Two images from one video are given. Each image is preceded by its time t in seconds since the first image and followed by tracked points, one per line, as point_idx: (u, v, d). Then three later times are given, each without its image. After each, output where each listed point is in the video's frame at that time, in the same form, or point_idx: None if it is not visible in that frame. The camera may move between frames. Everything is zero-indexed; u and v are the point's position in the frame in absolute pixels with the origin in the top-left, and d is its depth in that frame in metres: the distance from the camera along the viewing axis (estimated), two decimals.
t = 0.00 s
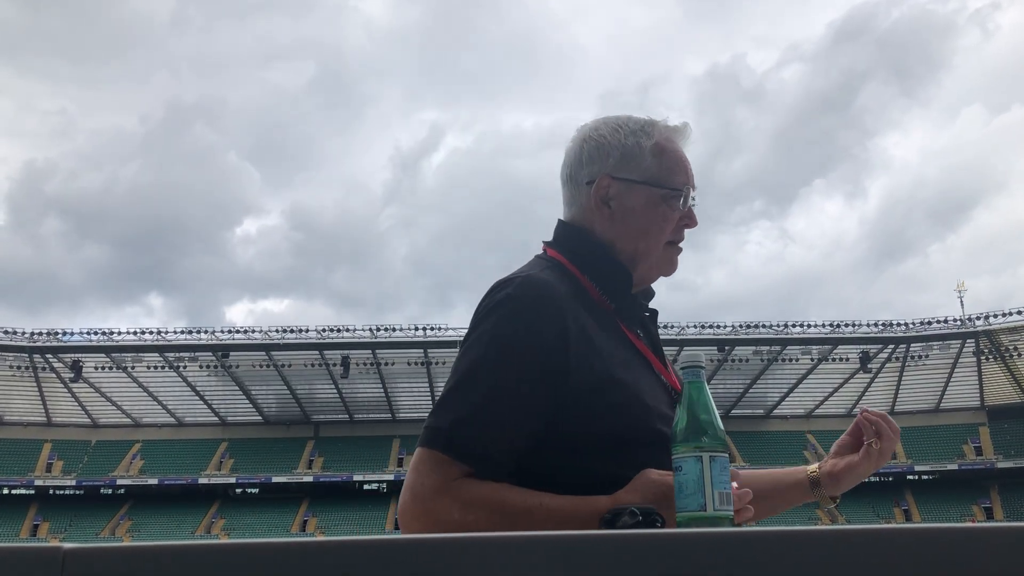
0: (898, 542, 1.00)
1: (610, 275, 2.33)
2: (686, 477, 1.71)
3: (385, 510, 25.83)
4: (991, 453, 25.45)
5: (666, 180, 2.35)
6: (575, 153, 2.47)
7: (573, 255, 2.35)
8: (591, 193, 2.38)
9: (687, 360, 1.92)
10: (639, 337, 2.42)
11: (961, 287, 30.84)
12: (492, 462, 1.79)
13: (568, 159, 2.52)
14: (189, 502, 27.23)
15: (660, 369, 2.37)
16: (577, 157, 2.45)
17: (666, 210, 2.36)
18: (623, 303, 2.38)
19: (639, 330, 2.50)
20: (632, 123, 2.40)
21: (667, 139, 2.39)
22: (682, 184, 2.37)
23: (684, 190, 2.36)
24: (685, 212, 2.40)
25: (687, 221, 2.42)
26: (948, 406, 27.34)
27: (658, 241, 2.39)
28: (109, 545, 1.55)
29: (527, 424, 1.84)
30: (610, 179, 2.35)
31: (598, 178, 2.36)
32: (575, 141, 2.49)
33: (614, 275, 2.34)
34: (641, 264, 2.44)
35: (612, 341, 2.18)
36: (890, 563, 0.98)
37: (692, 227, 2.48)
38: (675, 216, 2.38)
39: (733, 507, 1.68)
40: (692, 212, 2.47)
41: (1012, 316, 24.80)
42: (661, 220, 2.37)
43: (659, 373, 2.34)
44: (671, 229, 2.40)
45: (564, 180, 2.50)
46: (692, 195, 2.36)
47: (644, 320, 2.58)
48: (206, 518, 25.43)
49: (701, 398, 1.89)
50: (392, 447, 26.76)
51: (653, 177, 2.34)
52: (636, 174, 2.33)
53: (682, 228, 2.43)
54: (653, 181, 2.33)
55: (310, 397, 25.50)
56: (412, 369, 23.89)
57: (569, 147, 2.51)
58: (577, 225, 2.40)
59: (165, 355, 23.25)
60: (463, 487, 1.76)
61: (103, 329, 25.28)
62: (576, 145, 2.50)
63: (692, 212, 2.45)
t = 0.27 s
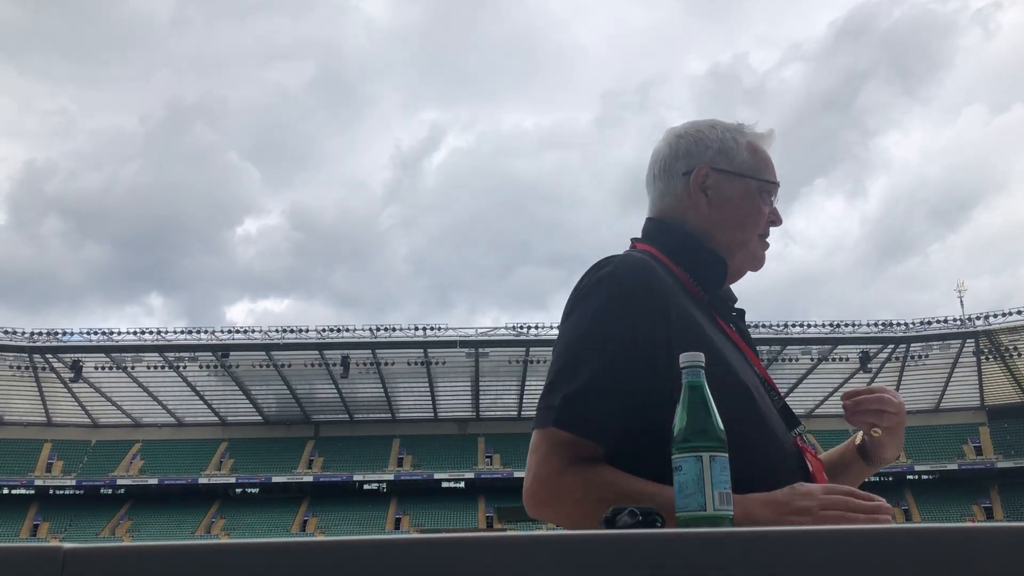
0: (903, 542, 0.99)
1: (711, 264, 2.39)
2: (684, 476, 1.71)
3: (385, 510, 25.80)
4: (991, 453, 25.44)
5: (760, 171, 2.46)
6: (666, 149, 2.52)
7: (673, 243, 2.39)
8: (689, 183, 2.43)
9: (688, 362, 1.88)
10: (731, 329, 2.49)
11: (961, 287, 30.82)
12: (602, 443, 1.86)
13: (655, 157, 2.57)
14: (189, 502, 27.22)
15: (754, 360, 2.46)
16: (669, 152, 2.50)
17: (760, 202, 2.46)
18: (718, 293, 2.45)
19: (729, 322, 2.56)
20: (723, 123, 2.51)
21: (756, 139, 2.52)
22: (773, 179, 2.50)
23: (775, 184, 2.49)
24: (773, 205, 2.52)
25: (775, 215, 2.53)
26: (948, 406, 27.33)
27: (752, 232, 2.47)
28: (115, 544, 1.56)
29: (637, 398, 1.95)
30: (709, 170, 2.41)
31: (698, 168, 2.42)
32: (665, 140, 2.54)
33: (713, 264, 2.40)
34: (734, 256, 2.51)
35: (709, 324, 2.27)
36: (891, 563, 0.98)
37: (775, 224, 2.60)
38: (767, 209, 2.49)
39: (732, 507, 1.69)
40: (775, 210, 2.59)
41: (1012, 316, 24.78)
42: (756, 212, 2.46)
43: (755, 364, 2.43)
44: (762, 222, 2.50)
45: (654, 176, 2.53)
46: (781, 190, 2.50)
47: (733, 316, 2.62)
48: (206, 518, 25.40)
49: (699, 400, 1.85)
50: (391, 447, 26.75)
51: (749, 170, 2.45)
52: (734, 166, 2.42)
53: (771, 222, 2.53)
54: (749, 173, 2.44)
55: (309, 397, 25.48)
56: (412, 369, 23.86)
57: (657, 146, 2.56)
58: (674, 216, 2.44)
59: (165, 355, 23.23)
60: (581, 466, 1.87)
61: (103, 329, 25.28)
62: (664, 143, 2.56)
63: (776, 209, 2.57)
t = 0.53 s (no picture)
0: (902, 540, 0.99)
1: (801, 256, 2.39)
2: (684, 475, 1.71)
3: (385, 509, 25.79)
4: (991, 452, 25.45)
5: (838, 164, 2.48)
6: (745, 148, 2.51)
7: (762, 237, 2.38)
8: (772, 177, 2.42)
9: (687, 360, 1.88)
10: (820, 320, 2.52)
11: (961, 285, 30.81)
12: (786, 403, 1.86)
13: (732, 157, 2.55)
14: (189, 502, 27.22)
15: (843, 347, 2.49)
16: (748, 149, 2.49)
17: (840, 195, 2.48)
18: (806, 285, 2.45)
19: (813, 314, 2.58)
20: (798, 120, 2.53)
21: (830, 135, 2.55)
22: (849, 173, 2.53)
23: (852, 177, 2.52)
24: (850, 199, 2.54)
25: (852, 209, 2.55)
26: (949, 406, 27.32)
27: (833, 225, 2.49)
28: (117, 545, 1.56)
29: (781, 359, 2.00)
30: (792, 164, 2.42)
31: (781, 163, 2.42)
32: (741, 139, 2.54)
33: (805, 255, 2.41)
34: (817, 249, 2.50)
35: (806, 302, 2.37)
36: (889, 561, 0.98)
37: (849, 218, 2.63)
38: (847, 202, 2.51)
39: (731, 507, 1.68)
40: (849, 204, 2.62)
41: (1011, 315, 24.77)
42: (839, 204, 2.47)
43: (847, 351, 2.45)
44: (843, 214, 2.51)
45: (732, 174, 2.52)
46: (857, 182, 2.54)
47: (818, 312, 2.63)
48: (206, 518, 25.39)
49: (700, 401, 1.87)
50: (391, 447, 26.76)
51: (829, 163, 2.47)
52: (816, 160, 2.44)
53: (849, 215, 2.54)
54: (829, 166, 2.46)
55: (309, 397, 25.47)
56: (412, 368, 23.84)
57: (734, 146, 2.55)
58: (759, 209, 2.42)
59: (165, 355, 23.20)
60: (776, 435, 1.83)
61: (103, 329, 25.26)
62: (740, 143, 2.56)
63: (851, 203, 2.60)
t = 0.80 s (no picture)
0: (903, 541, 0.99)
1: (840, 254, 2.30)
2: (685, 475, 1.71)
3: (385, 509, 25.80)
4: (991, 451, 25.46)
5: (875, 161, 2.38)
6: (781, 156, 2.47)
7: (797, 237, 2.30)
8: (806, 180, 2.36)
9: (687, 359, 1.93)
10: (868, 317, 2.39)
11: (961, 284, 30.80)
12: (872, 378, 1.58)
13: (771, 164, 2.52)
14: (189, 502, 27.21)
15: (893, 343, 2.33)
16: (784, 156, 2.45)
17: (878, 193, 2.37)
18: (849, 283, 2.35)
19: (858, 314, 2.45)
20: (835, 123, 2.45)
21: (867, 134, 2.46)
22: (888, 169, 2.42)
23: (890, 174, 2.41)
24: (891, 197, 2.43)
25: (895, 207, 2.43)
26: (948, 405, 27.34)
27: (873, 223, 2.38)
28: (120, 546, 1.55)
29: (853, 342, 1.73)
30: (826, 165, 2.35)
31: (815, 165, 2.36)
32: (779, 146, 2.50)
33: (845, 254, 2.31)
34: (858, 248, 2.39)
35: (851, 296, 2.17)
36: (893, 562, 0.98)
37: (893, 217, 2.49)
38: (886, 200, 2.39)
39: (733, 507, 1.68)
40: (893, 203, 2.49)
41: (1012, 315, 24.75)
42: (877, 202, 2.36)
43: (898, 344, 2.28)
44: (882, 212, 2.40)
45: (771, 181, 2.48)
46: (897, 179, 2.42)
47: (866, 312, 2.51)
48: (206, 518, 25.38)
49: (697, 400, 1.89)
50: (391, 447, 26.78)
51: (864, 161, 2.37)
52: (851, 159, 2.35)
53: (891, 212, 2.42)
54: (864, 164, 2.36)
55: (309, 397, 25.46)
56: (412, 368, 23.83)
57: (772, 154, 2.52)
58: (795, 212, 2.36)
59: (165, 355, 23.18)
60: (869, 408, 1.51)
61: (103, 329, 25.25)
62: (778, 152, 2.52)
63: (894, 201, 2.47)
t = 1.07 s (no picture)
0: (904, 541, 0.99)
1: (809, 261, 2.30)
2: (685, 476, 1.71)
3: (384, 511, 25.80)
4: (989, 452, 25.49)
5: (840, 162, 2.30)
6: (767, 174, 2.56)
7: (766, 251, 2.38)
8: (778, 195, 2.43)
9: (687, 360, 1.93)
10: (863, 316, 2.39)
11: (960, 284, 30.82)
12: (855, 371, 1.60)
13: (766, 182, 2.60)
14: (188, 504, 27.19)
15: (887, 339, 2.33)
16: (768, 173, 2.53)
17: (849, 192, 2.29)
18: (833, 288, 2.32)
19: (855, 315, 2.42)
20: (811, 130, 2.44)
21: (843, 133, 2.38)
22: (860, 166, 2.31)
23: (861, 169, 2.30)
24: (868, 193, 2.31)
25: (876, 202, 2.30)
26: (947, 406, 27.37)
27: (847, 223, 2.31)
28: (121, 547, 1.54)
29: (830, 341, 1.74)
30: (793, 176, 2.38)
31: (782, 179, 2.41)
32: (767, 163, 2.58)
33: (819, 260, 2.30)
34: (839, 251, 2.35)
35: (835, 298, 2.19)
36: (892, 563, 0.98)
37: (886, 211, 2.35)
38: (860, 197, 2.29)
39: (733, 508, 1.68)
40: (883, 196, 2.35)
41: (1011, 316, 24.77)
42: (846, 202, 2.29)
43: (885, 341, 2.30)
44: (859, 211, 2.30)
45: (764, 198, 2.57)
46: (872, 173, 2.29)
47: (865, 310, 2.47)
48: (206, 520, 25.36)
49: (695, 400, 1.90)
50: (391, 448, 26.81)
51: (830, 164, 2.31)
52: (814, 165, 2.33)
53: (873, 208, 2.31)
54: (827, 167, 2.31)
55: (309, 398, 25.45)
56: (411, 369, 23.82)
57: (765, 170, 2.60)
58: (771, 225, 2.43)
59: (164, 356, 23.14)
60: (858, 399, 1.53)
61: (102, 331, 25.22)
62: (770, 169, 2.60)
63: (882, 195, 2.33)
